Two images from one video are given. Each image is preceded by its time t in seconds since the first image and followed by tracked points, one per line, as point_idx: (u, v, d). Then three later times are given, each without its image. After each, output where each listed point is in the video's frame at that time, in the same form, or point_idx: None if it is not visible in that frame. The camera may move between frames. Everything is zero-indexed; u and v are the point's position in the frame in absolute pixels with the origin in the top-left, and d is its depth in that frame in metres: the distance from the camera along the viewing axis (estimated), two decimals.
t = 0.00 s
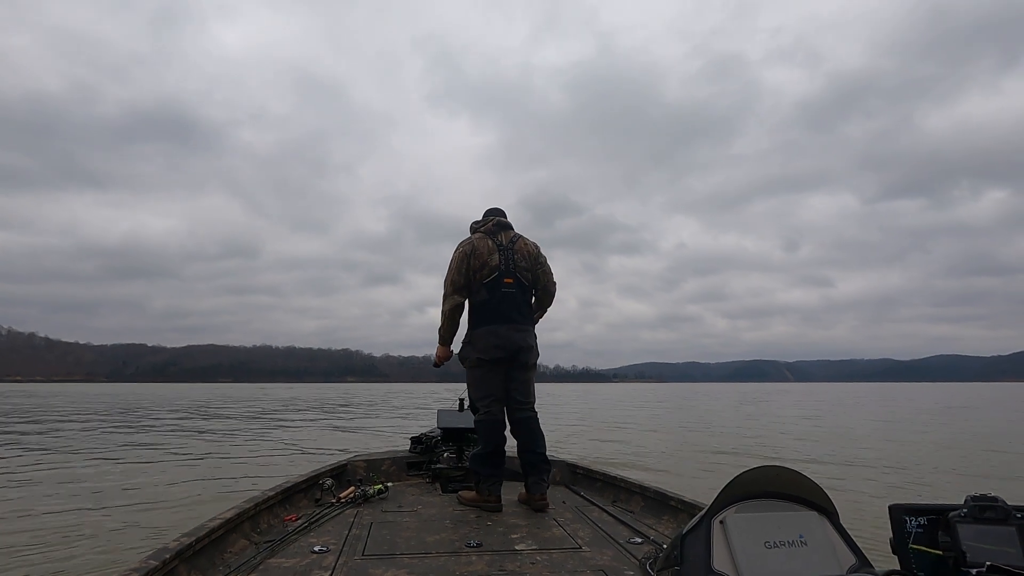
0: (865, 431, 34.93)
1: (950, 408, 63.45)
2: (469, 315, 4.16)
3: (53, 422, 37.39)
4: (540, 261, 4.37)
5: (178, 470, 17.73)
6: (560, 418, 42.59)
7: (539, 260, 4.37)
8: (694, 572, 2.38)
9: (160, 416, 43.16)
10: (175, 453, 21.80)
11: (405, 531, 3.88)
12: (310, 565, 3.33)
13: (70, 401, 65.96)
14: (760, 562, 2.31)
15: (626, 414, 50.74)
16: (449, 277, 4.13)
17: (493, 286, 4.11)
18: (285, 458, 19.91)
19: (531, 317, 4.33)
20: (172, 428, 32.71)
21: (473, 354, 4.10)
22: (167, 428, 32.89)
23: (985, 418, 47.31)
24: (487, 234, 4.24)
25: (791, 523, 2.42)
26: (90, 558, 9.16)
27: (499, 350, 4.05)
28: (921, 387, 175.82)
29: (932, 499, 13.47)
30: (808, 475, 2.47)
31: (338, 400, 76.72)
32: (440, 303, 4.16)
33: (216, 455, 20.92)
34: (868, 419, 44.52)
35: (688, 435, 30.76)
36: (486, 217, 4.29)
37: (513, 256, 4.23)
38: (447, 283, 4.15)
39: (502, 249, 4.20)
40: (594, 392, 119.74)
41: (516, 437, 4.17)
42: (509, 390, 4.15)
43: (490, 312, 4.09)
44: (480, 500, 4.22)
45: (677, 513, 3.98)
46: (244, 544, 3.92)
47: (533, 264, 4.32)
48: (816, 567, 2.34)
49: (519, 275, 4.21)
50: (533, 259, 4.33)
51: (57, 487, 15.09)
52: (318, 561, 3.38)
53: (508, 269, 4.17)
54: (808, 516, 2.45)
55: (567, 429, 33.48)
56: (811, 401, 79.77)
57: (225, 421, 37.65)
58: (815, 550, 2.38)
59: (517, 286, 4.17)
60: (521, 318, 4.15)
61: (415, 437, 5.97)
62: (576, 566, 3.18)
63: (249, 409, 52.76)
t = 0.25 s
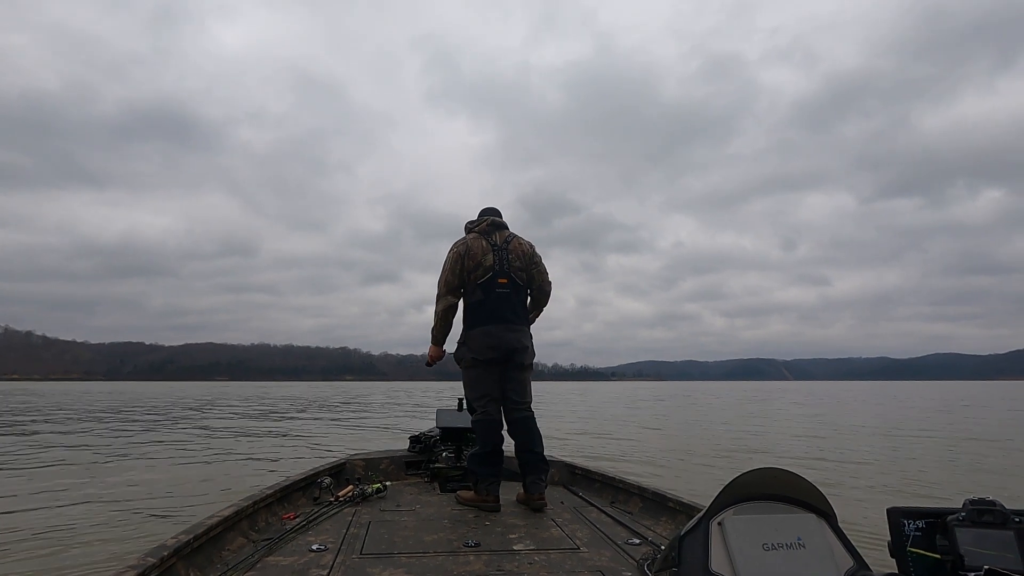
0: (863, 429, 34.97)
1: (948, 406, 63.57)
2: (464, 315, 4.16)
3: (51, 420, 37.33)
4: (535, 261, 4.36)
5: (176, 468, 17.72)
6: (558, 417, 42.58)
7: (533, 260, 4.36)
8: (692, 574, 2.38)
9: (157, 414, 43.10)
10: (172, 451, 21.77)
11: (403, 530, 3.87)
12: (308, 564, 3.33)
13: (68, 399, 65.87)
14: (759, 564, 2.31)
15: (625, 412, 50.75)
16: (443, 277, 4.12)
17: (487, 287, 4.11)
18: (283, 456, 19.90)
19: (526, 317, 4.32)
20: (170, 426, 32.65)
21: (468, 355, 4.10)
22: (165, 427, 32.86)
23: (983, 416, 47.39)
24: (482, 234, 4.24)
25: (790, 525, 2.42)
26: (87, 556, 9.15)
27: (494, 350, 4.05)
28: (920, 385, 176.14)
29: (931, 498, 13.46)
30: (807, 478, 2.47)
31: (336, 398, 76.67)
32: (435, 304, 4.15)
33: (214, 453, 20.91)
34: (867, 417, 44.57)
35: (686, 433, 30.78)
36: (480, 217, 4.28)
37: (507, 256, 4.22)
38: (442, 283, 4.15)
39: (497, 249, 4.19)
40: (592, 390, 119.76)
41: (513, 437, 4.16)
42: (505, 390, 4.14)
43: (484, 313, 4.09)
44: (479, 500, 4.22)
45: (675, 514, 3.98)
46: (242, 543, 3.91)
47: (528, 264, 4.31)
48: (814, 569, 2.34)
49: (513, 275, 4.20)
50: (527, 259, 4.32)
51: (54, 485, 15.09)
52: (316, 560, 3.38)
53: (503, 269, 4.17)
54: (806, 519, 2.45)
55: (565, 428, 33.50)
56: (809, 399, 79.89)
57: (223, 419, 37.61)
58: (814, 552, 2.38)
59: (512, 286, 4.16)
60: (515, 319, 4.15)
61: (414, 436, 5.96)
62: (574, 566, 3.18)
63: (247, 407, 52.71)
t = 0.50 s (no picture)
0: (863, 429, 34.94)
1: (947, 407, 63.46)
2: (463, 315, 4.16)
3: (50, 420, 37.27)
4: (533, 260, 4.36)
5: (175, 468, 17.71)
6: (559, 417, 42.56)
7: (532, 260, 4.35)
8: (691, 572, 2.39)
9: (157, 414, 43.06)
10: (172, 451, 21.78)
11: (403, 530, 3.87)
12: (308, 563, 3.33)
13: (67, 399, 65.84)
14: (758, 564, 2.31)
15: (624, 412, 50.69)
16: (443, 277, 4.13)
17: (485, 287, 4.10)
18: (282, 456, 19.88)
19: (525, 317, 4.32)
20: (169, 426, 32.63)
21: (468, 355, 4.09)
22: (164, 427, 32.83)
23: (983, 416, 47.33)
24: (480, 234, 4.24)
25: (790, 525, 2.43)
26: (86, 556, 9.14)
27: (493, 351, 4.05)
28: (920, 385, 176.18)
29: (931, 497, 13.43)
30: (807, 477, 2.47)
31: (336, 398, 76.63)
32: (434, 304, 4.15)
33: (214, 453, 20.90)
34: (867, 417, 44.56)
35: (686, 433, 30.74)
36: (479, 216, 4.28)
37: (505, 256, 4.22)
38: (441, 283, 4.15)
39: (495, 249, 4.19)
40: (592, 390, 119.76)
41: (514, 437, 4.16)
42: (504, 390, 4.14)
43: (483, 313, 4.09)
44: (479, 499, 4.22)
45: (675, 514, 3.98)
46: (242, 542, 3.91)
47: (526, 264, 4.30)
48: (814, 570, 2.34)
49: (511, 275, 4.20)
50: (526, 258, 4.32)
51: (54, 484, 15.09)
52: (316, 560, 3.38)
53: (501, 269, 4.16)
54: (806, 519, 2.45)
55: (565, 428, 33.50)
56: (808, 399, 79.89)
57: (222, 420, 37.59)
58: (814, 552, 2.38)
59: (510, 286, 4.16)
60: (513, 320, 4.14)
61: (414, 436, 5.96)
62: (574, 566, 3.18)
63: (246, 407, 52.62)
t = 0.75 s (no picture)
0: (864, 429, 34.88)
1: (949, 408, 63.31)
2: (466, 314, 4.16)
3: (50, 421, 37.21)
4: (535, 260, 4.36)
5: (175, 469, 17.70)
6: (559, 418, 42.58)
7: (534, 259, 4.36)
8: (694, 571, 2.39)
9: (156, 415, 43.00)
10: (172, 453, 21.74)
11: (404, 531, 3.87)
12: (309, 564, 3.33)
13: (66, 400, 65.74)
14: (760, 562, 2.32)
15: (625, 413, 50.61)
16: (445, 277, 4.13)
17: (487, 286, 4.10)
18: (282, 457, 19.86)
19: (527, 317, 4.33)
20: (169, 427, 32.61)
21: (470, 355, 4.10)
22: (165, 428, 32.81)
23: (984, 417, 47.29)
24: (482, 235, 4.24)
25: (791, 524, 2.43)
26: (85, 557, 9.15)
27: (495, 351, 4.06)
28: (921, 385, 176.10)
29: (933, 498, 13.41)
30: (808, 476, 2.48)
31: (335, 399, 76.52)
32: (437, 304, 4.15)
33: (214, 454, 20.87)
34: (869, 417, 44.54)
35: (687, 434, 30.69)
36: (481, 216, 4.28)
37: (507, 256, 4.22)
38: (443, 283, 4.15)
39: (497, 249, 4.20)
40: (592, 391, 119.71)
41: (515, 437, 4.16)
42: (505, 389, 4.15)
43: (485, 313, 4.09)
44: (480, 500, 4.23)
45: (676, 513, 3.99)
46: (243, 543, 3.91)
47: (528, 263, 4.30)
48: (815, 567, 2.35)
49: (513, 276, 4.20)
50: (527, 258, 4.32)
51: (55, 485, 15.12)
52: (317, 561, 3.38)
53: (503, 268, 4.16)
54: (807, 517, 2.45)
55: (566, 428, 33.44)
56: (808, 399, 79.83)
57: (222, 420, 37.52)
58: (815, 550, 2.38)
59: (512, 286, 4.16)
60: (515, 319, 4.14)
61: (415, 437, 5.97)
62: (575, 566, 3.18)
63: (246, 407, 52.52)
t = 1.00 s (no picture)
0: (864, 429, 34.88)
1: (948, 408, 63.30)
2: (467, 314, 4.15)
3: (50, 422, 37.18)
4: (536, 260, 4.36)
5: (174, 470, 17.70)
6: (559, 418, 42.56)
7: (535, 259, 4.35)
8: (695, 570, 2.39)
9: (156, 416, 42.96)
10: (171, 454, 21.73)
11: (405, 531, 3.87)
12: (310, 565, 3.34)
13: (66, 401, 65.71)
14: (761, 561, 2.32)
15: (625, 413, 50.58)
16: (447, 276, 4.13)
17: (489, 286, 4.11)
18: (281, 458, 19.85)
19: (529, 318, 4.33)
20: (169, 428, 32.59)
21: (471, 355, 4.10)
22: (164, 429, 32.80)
23: (983, 418, 47.31)
24: (483, 234, 4.24)
25: (792, 523, 2.43)
26: (84, 558, 9.15)
27: (496, 351, 4.06)
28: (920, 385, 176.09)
29: (932, 499, 13.41)
30: (809, 475, 2.48)
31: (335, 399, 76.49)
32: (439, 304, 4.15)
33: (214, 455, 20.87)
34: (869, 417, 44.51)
35: (686, 434, 30.69)
36: (482, 216, 4.28)
37: (509, 256, 4.22)
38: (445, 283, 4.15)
39: (499, 249, 4.20)
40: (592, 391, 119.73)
41: (517, 437, 4.17)
42: (507, 390, 4.15)
43: (487, 313, 4.10)
44: (481, 500, 4.23)
45: (676, 513, 3.99)
46: (244, 544, 3.91)
47: (529, 264, 4.30)
48: (816, 566, 2.35)
49: (515, 276, 4.20)
50: (528, 258, 4.32)
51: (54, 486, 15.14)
52: (318, 561, 3.39)
53: (504, 268, 4.17)
54: (808, 516, 2.46)
55: (566, 429, 33.42)
56: (808, 399, 79.78)
57: (222, 421, 37.50)
58: (816, 549, 2.39)
59: (513, 287, 4.16)
60: (516, 319, 4.14)
61: (416, 437, 5.97)
62: (576, 566, 3.18)
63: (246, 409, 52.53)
